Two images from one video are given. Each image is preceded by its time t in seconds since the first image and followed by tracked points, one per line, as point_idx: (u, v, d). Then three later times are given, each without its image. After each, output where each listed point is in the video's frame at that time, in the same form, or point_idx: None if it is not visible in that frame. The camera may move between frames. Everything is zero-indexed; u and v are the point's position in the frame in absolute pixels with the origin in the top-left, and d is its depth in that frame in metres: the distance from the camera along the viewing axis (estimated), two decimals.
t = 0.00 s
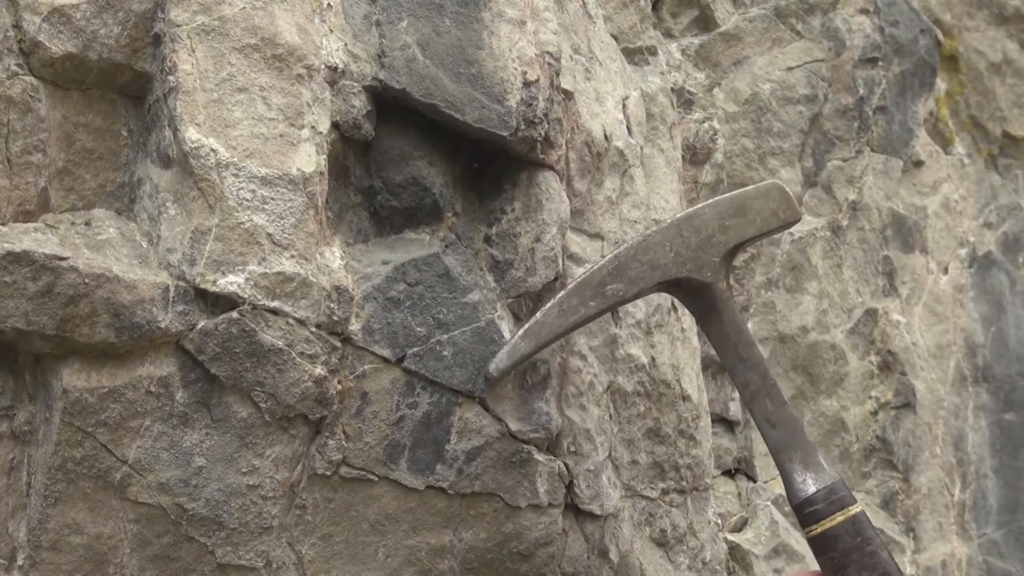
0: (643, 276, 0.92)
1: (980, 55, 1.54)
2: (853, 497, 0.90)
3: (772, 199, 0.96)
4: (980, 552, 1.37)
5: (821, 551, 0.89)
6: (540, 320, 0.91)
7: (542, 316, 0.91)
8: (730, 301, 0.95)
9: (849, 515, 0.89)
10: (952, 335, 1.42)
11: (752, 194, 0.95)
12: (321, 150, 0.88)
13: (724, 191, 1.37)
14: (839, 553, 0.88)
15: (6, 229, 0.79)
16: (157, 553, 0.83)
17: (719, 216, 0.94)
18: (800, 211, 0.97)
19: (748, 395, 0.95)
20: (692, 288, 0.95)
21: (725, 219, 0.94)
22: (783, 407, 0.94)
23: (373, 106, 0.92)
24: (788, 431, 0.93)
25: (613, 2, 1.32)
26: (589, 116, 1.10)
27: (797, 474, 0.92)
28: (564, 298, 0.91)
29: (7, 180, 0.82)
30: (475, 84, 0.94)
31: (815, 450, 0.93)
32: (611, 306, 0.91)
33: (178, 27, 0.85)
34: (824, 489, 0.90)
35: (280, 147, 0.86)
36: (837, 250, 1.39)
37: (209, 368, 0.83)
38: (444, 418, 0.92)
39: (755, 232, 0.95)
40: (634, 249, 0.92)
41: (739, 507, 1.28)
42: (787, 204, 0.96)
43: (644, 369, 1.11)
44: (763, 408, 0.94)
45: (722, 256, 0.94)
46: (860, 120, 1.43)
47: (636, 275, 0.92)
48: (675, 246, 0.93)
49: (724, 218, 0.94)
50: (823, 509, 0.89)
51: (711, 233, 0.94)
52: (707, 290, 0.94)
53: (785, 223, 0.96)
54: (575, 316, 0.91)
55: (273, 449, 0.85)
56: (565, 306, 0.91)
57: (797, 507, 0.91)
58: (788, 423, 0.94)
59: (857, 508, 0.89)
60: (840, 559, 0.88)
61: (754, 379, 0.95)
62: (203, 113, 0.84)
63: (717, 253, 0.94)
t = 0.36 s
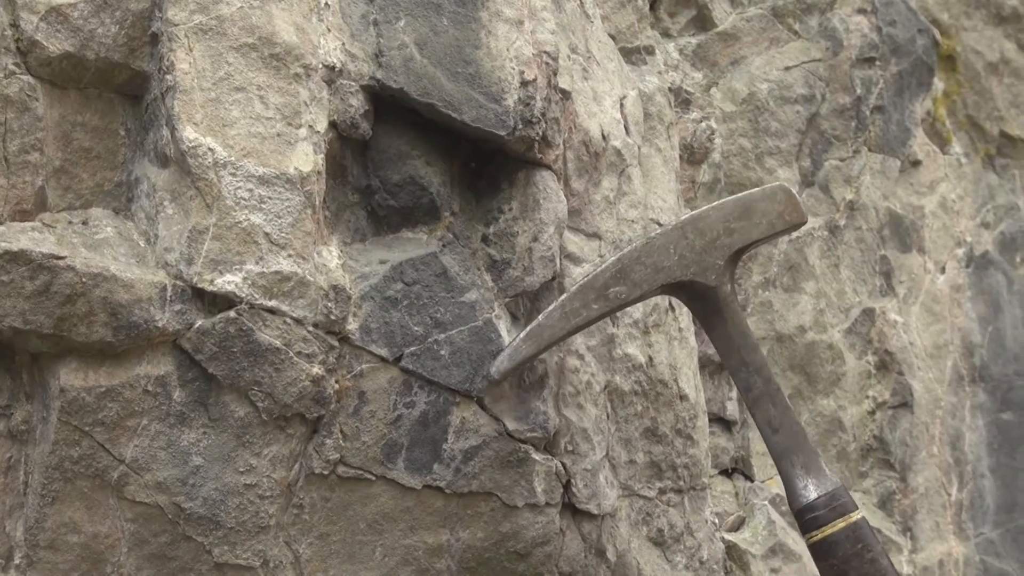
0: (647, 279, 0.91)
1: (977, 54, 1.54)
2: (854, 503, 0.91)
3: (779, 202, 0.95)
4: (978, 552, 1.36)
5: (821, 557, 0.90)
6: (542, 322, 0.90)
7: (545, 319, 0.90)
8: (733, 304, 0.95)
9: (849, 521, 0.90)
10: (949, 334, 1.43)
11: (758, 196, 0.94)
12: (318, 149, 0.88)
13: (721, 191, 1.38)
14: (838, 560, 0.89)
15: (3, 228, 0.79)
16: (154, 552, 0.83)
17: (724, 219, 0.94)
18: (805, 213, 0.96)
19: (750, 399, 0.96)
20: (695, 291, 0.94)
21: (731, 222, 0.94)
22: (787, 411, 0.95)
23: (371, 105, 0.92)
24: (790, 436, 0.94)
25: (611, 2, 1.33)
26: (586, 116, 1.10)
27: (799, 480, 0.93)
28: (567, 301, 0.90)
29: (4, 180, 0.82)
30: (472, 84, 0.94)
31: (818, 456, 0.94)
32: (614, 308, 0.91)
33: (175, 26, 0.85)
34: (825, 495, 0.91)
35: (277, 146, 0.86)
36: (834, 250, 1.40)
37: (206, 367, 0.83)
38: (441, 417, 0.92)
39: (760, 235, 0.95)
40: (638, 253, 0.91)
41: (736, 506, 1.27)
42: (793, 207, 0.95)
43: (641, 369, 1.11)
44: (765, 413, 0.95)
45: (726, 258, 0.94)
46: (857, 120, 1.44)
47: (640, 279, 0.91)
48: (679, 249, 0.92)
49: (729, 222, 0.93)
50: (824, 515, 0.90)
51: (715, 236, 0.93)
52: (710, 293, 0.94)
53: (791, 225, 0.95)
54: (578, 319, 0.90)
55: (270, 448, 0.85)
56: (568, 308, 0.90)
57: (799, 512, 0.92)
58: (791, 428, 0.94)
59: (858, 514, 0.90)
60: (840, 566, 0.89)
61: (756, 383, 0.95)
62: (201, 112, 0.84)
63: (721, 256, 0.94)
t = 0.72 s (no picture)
0: (634, 286, 0.92)
1: (966, 53, 1.56)
2: (835, 513, 0.93)
3: (768, 211, 0.96)
4: (964, 551, 1.37)
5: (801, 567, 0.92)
6: (529, 328, 0.91)
7: (532, 325, 0.90)
8: (719, 312, 0.97)
9: (830, 532, 0.92)
10: (937, 333, 1.43)
11: (747, 206, 0.95)
12: (307, 147, 0.88)
13: (710, 190, 1.39)
14: (819, 570, 0.91)
15: None
16: (142, 551, 0.83)
17: (713, 228, 0.95)
18: (795, 224, 0.97)
19: (735, 408, 0.97)
20: (682, 299, 0.96)
21: (718, 231, 0.95)
22: (770, 422, 0.96)
23: (360, 104, 0.92)
24: (774, 446, 0.96)
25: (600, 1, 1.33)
26: (575, 115, 1.10)
27: (781, 490, 0.95)
28: (554, 308, 0.91)
29: None
30: (461, 83, 0.94)
31: (800, 466, 0.96)
32: (601, 316, 0.92)
33: (164, 24, 0.85)
34: (807, 506, 0.93)
35: (267, 144, 0.86)
36: (822, 250, 1.40)
37: (194, 366, 0.83)
38: (429, 416, 0.92)
39: (747, 245, 0.96)
40: (625, 260, 0.92)
41: (723, 505, 1.27)
42: (783, 216, 0.96)
43: (629, 367, 1.11)
44: (749, 424, 0.97)
45: (713, 267, 0.95)
46: (847, 119, 1.44)
47: (627, 286, 0.92)
48: (667, 258, 0.93)
49: (717, 231, 0.95)
50: (806, 526, 0.92)
51: (703, 245, 0.94)
52: (696, 301, 0.95)
53: (780, 234, 0.96)
54: (565, 326, 0.91)
55: (258, 446, 0.85)
56: (555, 315, 0.91)
57: (781, 522, 0.94)
58: (774, 439, 0.96)
59: (839, 525, 0.92)
60: None
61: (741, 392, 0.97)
62: (189, 110, 0.83)
63: (708, 265, 0.95)
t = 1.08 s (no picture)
0: (628, 303, 0.92)
1: (939, 55, 1.57)
2: (825, 531, 0.94)
3: (761, 229, 0.97)
4: (938, 549, 1.40)
5: None
6: (522, 345, 0.90)
7: (524, 342, 0.90)
8: (710, 331, 0.97)
9: (819, 550, 0.93)
10: (911, 333, 1.44)
11: (740, 223, 0.96)
12: (283, 144, 0.87)
13: (685, 189, 1.40)
14: None
15: None
16: (115, 547, 0.82)
17: (707, 245, 0.95)
18: (788, 242, 0.98)
19: (726, 426, 0.98)
20: (675, 316, 0.96)
21: (712, 248, 0.95)
22: (762, 440, 0.98)
23: (336, 100, 0.92)
24: (764, 464, 0.97)
25: None
26: (551, 113, 1.10)
27: (771, 508, 0.96)
28: (547, 325, 0.90)
29: None
30: (438, 80, 0.94)
31: (790, 485, 0.97)
32: (594, 333, 0.92)
33: (140, 19, 0.84)
34: (795, 524, 0.94)
35: (242, 140, 0.85)
36: (798, 248, 1.41)
37: (169, 362, 0.82)
38: (404, 413, 0.92)
39: (742, 262, 0.96)
40: (619, 277, 0.92)
41: (697, 503, 1.28)
42: (775, 235, 0.97)
43: (604, 365, 1.12)
44: (741, 442, 0.98)
45: (706, 285, 0.95)
46: (822, 118, 1.45)
47: (620, 303, 0.92)
48: (660, 276, 0.93)
49: (711, 248, 0.95)
50: (795, 543, 0.94)
51: (696, 262, 0.95)
52: (689, 318, 0.96)
53: (772, 253, 0.97)
54: (558, 343, 0.91)
55: (233, 443, 0.85)
56: (548, 332, 0.90)
57: (771, 539, 0.95)
58: (765, 457, 0.98)
59: (828, 543, 0.94)
60: None
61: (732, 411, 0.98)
62: (165, 106, 0.83)
63: (701, 283, 0.95)
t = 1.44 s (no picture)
0: (589, 339, 0.92)
1: (907, 55, 1.59)
2: (793, 557, 0.96)
3: (716, 259, 0.98)
4: (905, 548, 1.40)
5: None
6: (485, 383, 0.89)
7: (488, 380, 0.89)
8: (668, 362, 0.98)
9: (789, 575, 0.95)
10: (879, 331, 1.45)
11: (695, 255, 0.97)
12: (252, 140, 0.87)
13: (654, 187, 1.41)
14: None
15: None
16: (82, 544, 0.82)
17: (664, 277, 0.95)
18: (741, 270, 0.99)
19: (690, 456, 0.99)
20: (634, 348, 0.97)
21: (668, 280, 0.96)
22: (726, 468, 0.99)
23: (306, 97, 0.92)
24: (731, 492, 0.99)
25: None
26: (520, 110, 1.11)
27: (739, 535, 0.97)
28: (509, 362, 0.89)
29: None
30: (407, 76, 0.94)
31: (757, 511, 0.99)
32: (555, 369, 0.91)
33: (110, 14, 0.83)
34: (765, 551, 0.96)
35: (211, 136, 0.85)
36: (766, 247, 1.43)
37: (137, 358, 0.82)
38: (372, 410, 0.92)
39: (698, 293, 0.97)
40: (580, 312, 0.91)
41: (665, 500, 1.29)
42: (729, 264, 0.98)
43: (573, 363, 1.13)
44: (707, 470, 0.99)
45: (664, 317, 0.96)
46: (791, 117, 1.46)
47: (581, 338, 0.92)
48: (620, 310, 0.94)
49: (668, 280, 0.95)
50: (766, 569, 0.95)
51: (654, 295, 0.95)
52: (648, 350, 0.97)
53: (726, 283, 0.98)
54: (521, 379, 0.90)
55: (200, 440, 0.84)
56: (511, 368, 0.89)
57: (740, 566, 0.97)
58: (731, 484, 0.99)
59: (797, 568, 0.96)
60: None
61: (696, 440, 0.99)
62: (134, 101, 0.82)
63: (659, 314, 0.96)
